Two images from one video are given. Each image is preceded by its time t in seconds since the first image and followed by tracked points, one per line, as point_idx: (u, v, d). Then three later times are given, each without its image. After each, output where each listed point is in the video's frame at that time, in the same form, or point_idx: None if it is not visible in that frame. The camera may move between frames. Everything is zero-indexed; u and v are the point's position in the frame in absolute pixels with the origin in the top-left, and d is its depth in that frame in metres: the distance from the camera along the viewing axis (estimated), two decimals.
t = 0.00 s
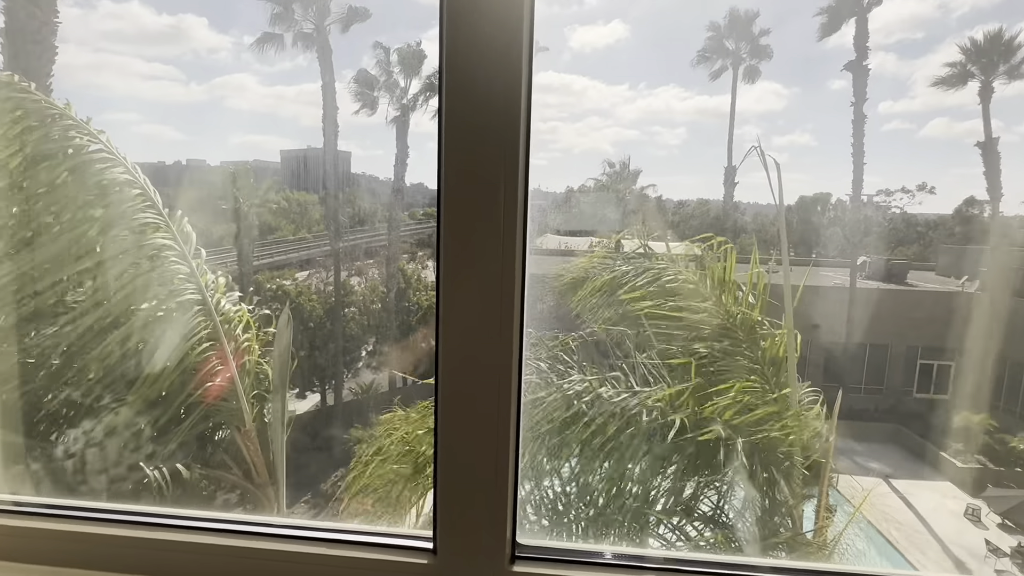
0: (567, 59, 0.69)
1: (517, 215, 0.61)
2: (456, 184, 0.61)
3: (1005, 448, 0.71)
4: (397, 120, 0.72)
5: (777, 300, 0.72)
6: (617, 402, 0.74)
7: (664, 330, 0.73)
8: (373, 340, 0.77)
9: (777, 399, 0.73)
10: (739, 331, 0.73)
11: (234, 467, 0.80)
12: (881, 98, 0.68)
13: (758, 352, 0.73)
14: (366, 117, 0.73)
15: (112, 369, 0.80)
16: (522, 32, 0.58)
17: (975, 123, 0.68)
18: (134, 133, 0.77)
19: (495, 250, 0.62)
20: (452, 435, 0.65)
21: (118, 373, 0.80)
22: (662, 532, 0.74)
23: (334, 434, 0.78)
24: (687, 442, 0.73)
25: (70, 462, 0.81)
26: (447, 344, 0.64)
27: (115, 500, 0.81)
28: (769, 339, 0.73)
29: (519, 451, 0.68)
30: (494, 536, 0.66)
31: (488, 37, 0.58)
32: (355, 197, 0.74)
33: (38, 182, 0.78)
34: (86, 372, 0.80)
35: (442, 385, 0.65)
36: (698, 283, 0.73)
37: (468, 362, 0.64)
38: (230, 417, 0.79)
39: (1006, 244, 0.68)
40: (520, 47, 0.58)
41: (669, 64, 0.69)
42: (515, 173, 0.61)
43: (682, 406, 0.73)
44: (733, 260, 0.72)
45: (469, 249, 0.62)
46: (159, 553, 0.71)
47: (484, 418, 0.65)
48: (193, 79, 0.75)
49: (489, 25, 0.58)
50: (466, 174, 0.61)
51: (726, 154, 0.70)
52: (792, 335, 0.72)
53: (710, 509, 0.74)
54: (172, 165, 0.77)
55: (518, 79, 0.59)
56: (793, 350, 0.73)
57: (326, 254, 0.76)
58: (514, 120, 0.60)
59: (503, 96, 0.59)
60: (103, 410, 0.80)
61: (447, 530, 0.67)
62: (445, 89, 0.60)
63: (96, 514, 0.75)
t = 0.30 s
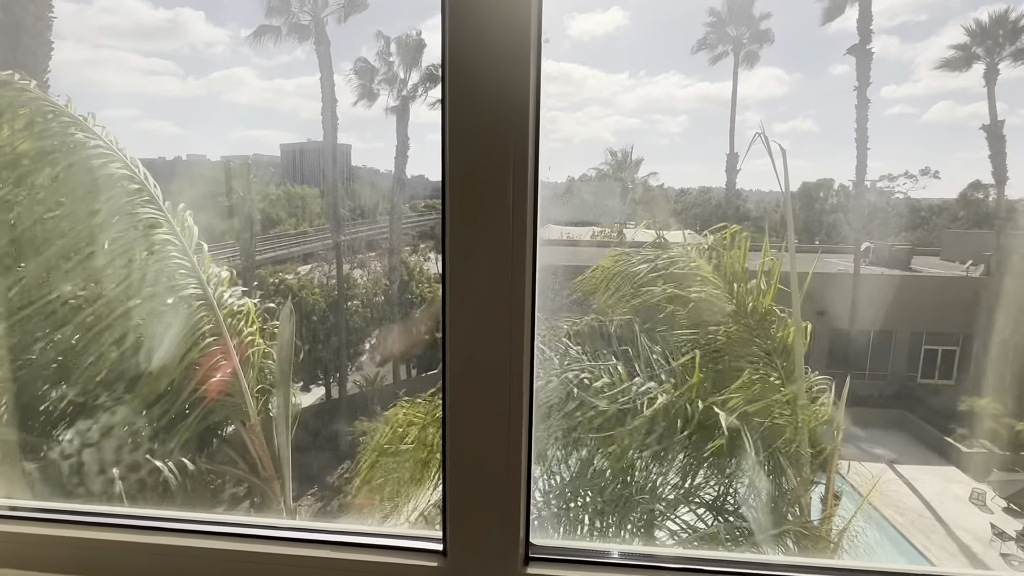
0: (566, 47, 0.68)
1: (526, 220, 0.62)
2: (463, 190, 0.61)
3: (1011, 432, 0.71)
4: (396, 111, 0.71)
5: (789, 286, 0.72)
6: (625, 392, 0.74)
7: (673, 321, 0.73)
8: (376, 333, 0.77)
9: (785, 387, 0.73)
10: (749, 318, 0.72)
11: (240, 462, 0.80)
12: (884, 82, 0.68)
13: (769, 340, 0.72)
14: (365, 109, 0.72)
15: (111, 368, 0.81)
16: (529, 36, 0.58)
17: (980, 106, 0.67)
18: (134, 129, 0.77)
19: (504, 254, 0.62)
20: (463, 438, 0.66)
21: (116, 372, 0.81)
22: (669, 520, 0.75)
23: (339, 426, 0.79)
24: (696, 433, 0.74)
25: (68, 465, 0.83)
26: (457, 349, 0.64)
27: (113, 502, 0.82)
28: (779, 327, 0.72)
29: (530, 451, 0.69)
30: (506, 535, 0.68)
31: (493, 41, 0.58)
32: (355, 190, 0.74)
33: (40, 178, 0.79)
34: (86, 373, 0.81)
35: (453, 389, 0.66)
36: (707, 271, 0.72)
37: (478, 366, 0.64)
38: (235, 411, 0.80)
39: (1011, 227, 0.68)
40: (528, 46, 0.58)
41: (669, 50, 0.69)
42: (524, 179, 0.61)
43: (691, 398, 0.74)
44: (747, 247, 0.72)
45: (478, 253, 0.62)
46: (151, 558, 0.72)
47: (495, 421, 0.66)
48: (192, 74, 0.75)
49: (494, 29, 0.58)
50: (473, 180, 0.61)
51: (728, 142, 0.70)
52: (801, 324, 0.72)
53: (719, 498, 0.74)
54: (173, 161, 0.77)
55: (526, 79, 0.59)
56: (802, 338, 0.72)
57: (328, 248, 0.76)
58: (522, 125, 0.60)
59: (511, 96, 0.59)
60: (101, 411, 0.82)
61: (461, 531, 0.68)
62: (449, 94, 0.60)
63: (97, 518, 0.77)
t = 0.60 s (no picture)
0: (566, 36, 0.68)
1: (540, 222, 0.62)
2: (475, 193, 0.61)
3: (1017, 416, 0.71)
4: (396, 103, 0.71)
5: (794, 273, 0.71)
6: (633, 383, 0.74)
7: (682, 311, 0.73)
8: (380, 327, 0.77)
9: (794, 375, 0.73)
10: (756, 305, 0.72)
11: (247, 457, 0.81)
12: (888, 66, 0.67)
13: (779, 328, 0.72)
14: (365, 102, 0.72)
15: (116, 364, 0.82)
16: (539, 37, 0.58)
17: (985, 89, 0.66)
18: (135, 126, 0.77)
19: (518, 256, 0.62)
20: (480, 440, 0.67)
21: (122, 368, 0.82)
22: (678, 507, 0.75)
23: (345, 420, 0.79)
24: (708, 422, 0.74)
25: (75, 463, 0.84)
26: (471, 351, 0.65)
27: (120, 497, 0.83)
28: (788, 315, 0.72)
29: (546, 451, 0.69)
30: (524, 534, 0.69)
31: (502, 44, 0.58)
32: (357, 184, 0.74)
33: (40, 175, 0.79)
34: (91, 370, 0.82)
35: (468, 392, 0.66)
36: (713, 259, 0.72)
37: (493, 368, 0.65)
38: (241, 406, 0.80)
39: (1018, 211, 0.67)
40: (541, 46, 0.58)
41: (670, 37, 0.68)
42: (537, 181, 0.61)
43: (701, 388, 0.74)
44: (751, 235, 0.71)
45: (491, 256, 0.62)
46: (153, 563, 0.74)
47: (511, 423, 0.66)
48: (190, 69, 0.75)
49: (502, 32, 0.58)
50: (485, 183, 0.61)
51: (730, 129, 0.69)
52: (808, 313, 0.72)
53: (732, 486, 0.74)
54: (175, 158, 0.77)
55: (539, 79, 0.59)
56: (813, 327, 0.72)
57: (331, 242, 0.76)
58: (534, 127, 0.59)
59: (524, 96, 0.59)
60: (108, 408, 0.83)
61: (479, 531, 0.69)
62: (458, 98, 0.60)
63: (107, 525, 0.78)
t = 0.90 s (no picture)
0: (566, 25, 0.67)
1: (541, 233, 0.61)
2: (475, 205, 0.61)
3: None
4: (398, 94, 0.71)
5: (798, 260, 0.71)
6: (639, 376, 0.74)
7: (690, 303, 0.73)
8: (384, 319, 0.77)
9: (803, 366, 0.72)
10: (761, 293, 0.72)
11: (253, 454, 0.81)
12: (894, 50, 0.66)
13: (785, 317, 0.72)
14: (366, 95, 0.72)
15: (119, 362, 0.83)
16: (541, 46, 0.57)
17: (992, 72, 0.65)
18: (135, 123, 0.77)
19: (519, 268, 0.62)
20: (482, 452, 0.67)
21: (125, 363, 0.83)
22: (688, 500, 0.76)
23: (350, 413, 0.79)
24: (719, 418, 0.74)
25: (81, 456, 0.85)
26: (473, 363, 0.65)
27: (122, 496, 0.85)
28: (795, 305, 0.72)
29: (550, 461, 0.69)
30: (527, 544, 0.69)
31: (502, 53, 0.57)
32: (359, 177, 0.74)
33: (40, 168, 0.80)
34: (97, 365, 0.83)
35: (469, 404, 0.66)
36: (720, 250, 0.72)
37: (495, 379, 0.65)
38: (244, 402, 0.81)
39: None
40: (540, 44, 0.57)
41: (671, 24, 0.67)
42: (539, 192, 0.60)
43: (711, 381, 0.74)
44: (757, 221, 0.71)
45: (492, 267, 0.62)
46: None
47: (513, 434, 0.66)
48: (190, 65, 0.75)
49: (503, 40, 0.57)
50: (485, 194, 0.61)
51: (734, 116, 0.69)
52: (817, 304, 0.71)
53: (744, 479, 0.75)
54: (176, 153, 0.77)
55: (538, 78, 0.58)
56: (820, 319, 0.72)
57: (333, 236, 0.76)
58: (536, 138, 0.59)
59: (524, 95, 0.58)
60: (114, 403, 0.84)
61: (482, 541, 0.69)
62: (457, 108, 0.59)
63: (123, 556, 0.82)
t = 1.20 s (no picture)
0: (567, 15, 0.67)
1: (557, 247, 0.60)
2: (489, 219, 0.60)
3: None
4: (400, 87, 0.71)
5: (803, 249, 0.71)
6: (645, 368, 0.74)
7: (698, 296, 0.72)
8: (388, 312, 0.77)
9: (810, 357, 0.72)
10: (767, 284, 0.72)
11: (258, 449, 0.82)
12: (899, 37, 0.65)
13: (790, 309, 0.72)
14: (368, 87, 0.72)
15: (121, 357, 0.83)
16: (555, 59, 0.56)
17: (998, 58, 0.65)
18: (135, 118, 0.77)
19: (534, 281, 0.61)
20: (498, 467, 0.66)
21: (127, 359, 0.83)
22: (697, 492, 0.76)
23: (355, 406, 0.80)
24: (729, 410, 0.74)
25: (82, 452, 0.86)
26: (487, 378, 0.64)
27: (124, 491, 0.86)
28: (800, 297, 0.71)
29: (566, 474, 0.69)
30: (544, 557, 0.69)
31: (515, 66, 0.56)
32: (361, 170, 0.74)
33: (40, 161, 0.80)
34: (99, 359, 0.84)
35: (484, 419, 0.65)
36: (726, 240, 0.71)
37: (509, 394, 0.64)
38: (248, 397, 0.81)
39: None
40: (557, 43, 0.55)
41: (674, 13, 0.67)
42: (555, 206, 0.59)
43: (725, 373, 0.73)
44: (761, 210, 0.70)
45: (507, 281, 0.62)
46: None
47: (528, 449, 0.65)
48: (191, 59, 0.75)
49: (515, 52, 0.56)
50: (499, 208, 0.60)
51: (737, 105, 0.68)
52: (824, 294, 0.71)
53: (755, 471, 0.75)
54: (179, 148, 0.77)
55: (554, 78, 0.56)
56: (828, 310, 0.71)
57: (336, 229, 0.76)
58: (551, 150, 0.58)
59: (539, 95, 0.57)
60: (116, 399, 0.84)
61: (498, 553, 0.69)
62: (468, 123, 0.58)
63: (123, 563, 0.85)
